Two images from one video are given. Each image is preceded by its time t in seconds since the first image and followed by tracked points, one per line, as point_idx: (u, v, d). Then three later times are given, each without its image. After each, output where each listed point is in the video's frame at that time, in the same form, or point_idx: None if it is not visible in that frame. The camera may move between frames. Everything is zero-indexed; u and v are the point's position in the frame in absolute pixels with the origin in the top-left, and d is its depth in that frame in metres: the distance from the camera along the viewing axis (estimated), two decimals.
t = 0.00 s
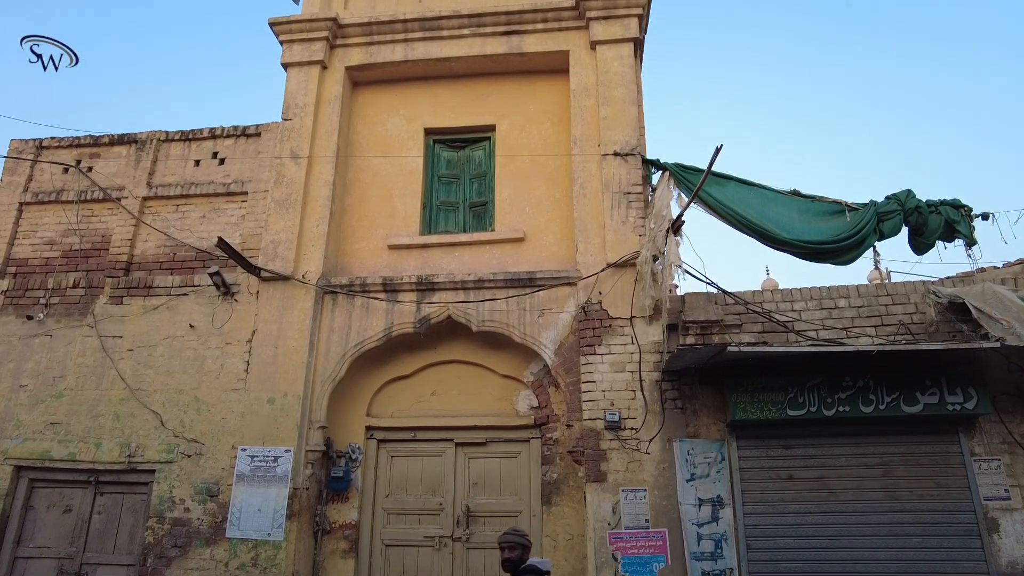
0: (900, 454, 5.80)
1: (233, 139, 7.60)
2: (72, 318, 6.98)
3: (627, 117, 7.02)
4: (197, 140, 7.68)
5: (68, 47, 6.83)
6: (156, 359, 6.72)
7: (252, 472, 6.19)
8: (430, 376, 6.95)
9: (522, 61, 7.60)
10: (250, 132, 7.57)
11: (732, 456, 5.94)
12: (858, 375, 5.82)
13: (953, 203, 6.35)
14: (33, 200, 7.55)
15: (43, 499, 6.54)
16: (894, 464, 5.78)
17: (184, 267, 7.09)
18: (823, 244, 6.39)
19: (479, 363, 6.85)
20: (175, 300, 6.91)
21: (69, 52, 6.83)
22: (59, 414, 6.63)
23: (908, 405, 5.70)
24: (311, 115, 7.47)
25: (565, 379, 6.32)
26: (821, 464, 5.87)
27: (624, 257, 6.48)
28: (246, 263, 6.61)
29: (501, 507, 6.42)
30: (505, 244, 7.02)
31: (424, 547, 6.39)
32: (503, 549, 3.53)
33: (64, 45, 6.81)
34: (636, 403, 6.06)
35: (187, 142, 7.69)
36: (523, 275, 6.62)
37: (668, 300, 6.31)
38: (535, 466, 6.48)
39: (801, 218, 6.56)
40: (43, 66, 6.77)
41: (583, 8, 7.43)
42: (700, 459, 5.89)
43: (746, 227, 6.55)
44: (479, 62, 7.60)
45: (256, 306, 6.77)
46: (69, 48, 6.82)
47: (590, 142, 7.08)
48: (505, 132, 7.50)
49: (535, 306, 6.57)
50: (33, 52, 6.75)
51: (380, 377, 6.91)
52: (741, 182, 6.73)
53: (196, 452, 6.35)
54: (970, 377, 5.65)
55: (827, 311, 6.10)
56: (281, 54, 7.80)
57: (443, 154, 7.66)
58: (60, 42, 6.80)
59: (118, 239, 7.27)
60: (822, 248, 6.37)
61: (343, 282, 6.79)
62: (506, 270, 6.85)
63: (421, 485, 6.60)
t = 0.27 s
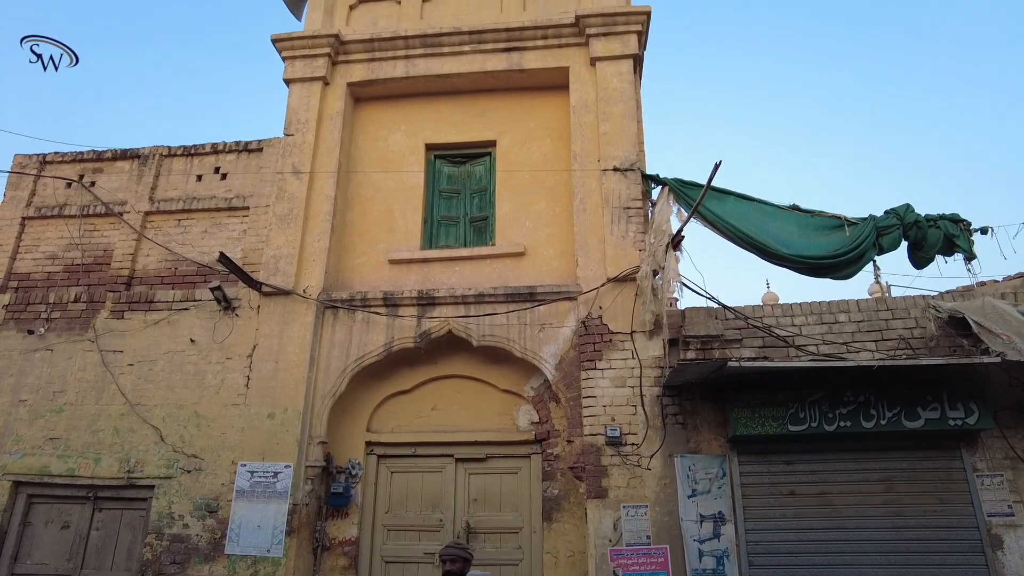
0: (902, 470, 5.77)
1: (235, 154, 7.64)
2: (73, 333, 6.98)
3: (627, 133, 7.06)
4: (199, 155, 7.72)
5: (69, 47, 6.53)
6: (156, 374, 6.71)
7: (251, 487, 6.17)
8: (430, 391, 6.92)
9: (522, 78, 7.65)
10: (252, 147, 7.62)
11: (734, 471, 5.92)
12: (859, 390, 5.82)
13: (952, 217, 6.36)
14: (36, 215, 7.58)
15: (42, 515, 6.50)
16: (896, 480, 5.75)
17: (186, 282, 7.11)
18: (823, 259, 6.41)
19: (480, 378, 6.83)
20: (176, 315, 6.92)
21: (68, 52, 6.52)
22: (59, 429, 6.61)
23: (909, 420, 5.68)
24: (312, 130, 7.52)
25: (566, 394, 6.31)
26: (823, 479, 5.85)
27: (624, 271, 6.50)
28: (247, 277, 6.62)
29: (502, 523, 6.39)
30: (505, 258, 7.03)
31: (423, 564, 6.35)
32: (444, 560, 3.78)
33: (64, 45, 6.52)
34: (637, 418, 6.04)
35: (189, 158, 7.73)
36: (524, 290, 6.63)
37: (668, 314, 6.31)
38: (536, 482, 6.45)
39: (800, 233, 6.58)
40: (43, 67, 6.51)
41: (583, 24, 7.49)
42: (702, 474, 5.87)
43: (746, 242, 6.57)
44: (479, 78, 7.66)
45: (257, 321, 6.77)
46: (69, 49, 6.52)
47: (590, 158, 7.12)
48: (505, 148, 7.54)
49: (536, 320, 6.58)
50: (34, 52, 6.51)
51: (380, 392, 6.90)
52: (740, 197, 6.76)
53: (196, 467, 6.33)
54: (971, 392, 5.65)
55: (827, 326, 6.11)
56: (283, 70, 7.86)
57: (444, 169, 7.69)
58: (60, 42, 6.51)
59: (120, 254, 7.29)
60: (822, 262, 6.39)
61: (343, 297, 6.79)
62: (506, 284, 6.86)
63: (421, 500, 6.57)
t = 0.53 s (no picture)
0: (905, 492, 5.73)
1: (237, 175, 7.68)
2: (72, 353, 6.97)
3: (626, 154, 7.11)
4: (202, 176, 7.77)
5: (69, 47, 6.40)
6: (155, 394, 6.69)
7: (250, 509, 6.11)
8: (430, 412, 6.89)
9: (523, 100, 7.73)
10: (254, 168, 7.67)
11: (735, 493, 5.88)
12: (861, 411, 5.79)
13: (951, 237, 6.38)
14: (38, 235, 7.61)
15: (37, 537, 6.44)
16: (900, 502, 5.71)
17: (186, 302, 7.11)
18: (823, 279, 6.42)
19: (480, 399, 6.80)
20: (176, 335, 6.92)
21: (68, 52, 6.38)
22: (57, 450, 6.57)
23: (911, 441, 5.65)
24: (314, 152, 7.58)
25: (567, 415, 6.28)
26: (826, 501, 5.81)
27: (624, 291, 6.51)
28: (248, 298, 6.63)
29: (502, 546, 6.33)
30: (506, 279, 7.04)
31: None
32: None
33: (65, 45, 6.39)
34: (638, 439, 6.01)
35: (191, 179, 7.77)
36: (524, 310, 6.63)
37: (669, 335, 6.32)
38: (536, 504, 6.40)
39: (800, 253, 6.60)
40: (43, 67, 6.29)
41: (583, 48, 7.59)
42: (704, 496, 5.83)
43: (746, 262, 6.60)
44: (480, 100, 7.74)
45: (257, 341, 6.77)
46: (69, 48, 6.38)
47: (590, 179, 7.16)
48: (506, 169, 7.60)
49: (536, 341, 6.57)
50: (33, 52, 6.33)
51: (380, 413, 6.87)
52: (740, 218, 6.80)
53: (194, 488, 6.28)
54: (973, 413, 5.62)
55: (827, 346, 6.11)
56: (286, 93, 7.94)
57: (445, 190, 7.74)
58: (60, 42, 6.38)
59: (121, 274, 7.31)
60: (821, 282, 6.42)
61: (344, 317, 6.79)
62: (507, 304, 6.86)
63: (421, 523, 6.52)
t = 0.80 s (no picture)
0: (909, 514, 5.69)
1: (240, 196, 7.73)
2: (72, 372, 6.96)
3: (626, 175, 7.16)
4: (204, 196, 7.81)
5: (70, 47, 6.42)
6: (155, 414, 6.67)
7: (248, 531, 6.06)
8: (430, 433, 6.85)
9: (523, 122, 7.80)
10: (256, 189, 7.72)
11: (738, 515, 5.84)
12: (863, 432, 5.76)
13: (950, 257, 6.41)
14: (40, 254, 7.63)
15: (33, 559, 6.36)
16: (904, 524, 5.66)
17: (187, 322, 7.12)
18: (823, 298, 6.43)
19: (480, 419, 6.77)
20: (177, 355, 6.91)
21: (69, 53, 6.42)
22: (55, 470, 6.53)
23: (914, 462, 5.62)
24: (316, 172, 7.63)
25: (567, 436, 6.25)
26: (829, 523, 5.76)
27: (625, 311, 6.51)
28: (249, 318, 6.63)
29: (502, 569, 6.27)
30: (506, 298, 7.05)
31: None
32: None
33: (65, 46, 6.40)
34: (639, 460, 5.98)
35: (194, 199, 7.82)
36: (525, 329, 6.64)
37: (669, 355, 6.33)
38: (537, 526, 6.35)
39: (800, 273, 6.62)
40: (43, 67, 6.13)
41: (583, 70, 7.67)
42: (706, 518, 5.78)
43: (746, 281, 6.62)
44: (481, 122, 7.81)
45: (258, 361, 6.76)
46: (70, 48, 6.40)
47: (590, 199, 7.20)
48: (507, 190, 7.64)
49: (537, 361, 6.56)
50: (33, 52, 6.27)
51: (379, 434, 6.82)
52: (739, 238, 6.83)
53: (192, 509, 6.23)
54: (976, 434, 5.60)
55: (828, 367, 6.10)
56: (289, 114, 8.01)
57: (446, 210, 7.77)
58: (60, 42, 6.40)
59: (122, 293, 7.32)
60: (822, 301, 6.41)
61: (345, 337, 6.79)
62: (507, 324, 6.87)
63: (421, 545, 6.46)
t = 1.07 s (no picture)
0: (912, 535, 5.66)
1: (242, 215, 7.77)
2: (72, 391, 6.95)
3: (626, 195, 7.21)
4: (206, 215, 7.85)
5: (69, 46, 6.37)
6: (155, 434, 6.64)
7: (247, 551, 6.01)
8: (430, 453, 6.81)
9: (524, 142, 7.87)
10: (258, 208, 7.76)
11: (740, 535, 5.81)
12: (864, 451, 5.74)
13: (949, 275, 6.43)
14: (42, 273, 7.65)
15: None
16: (907, 545, 5.63)
17: (188, 340, 7.12)
18: (823, 317, 6.45)
19: (481, 439, 6.74)
20: (177, 374, 6.91)
21: (69, 52, 6.35)
22: (53, 490, 6.50)
23: (916, 482, 5.60)
24: (318, 192, 7.68)
25: (568, 456, 6.23)
26: (832, 544, 5.73)
27: (625, 330, 6.52)
28: (249, 337, 6.63)
29: None
30: (507, 317, 7.06)
31: None
32: None
33: (65, 47, 6.32)
34: (641, 480, 5.95)
35: (196, 218, 7.86)
36: (525, 349, 6.64)
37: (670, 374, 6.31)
38: (538, 547, 6.31)
39: (800, 291, 6.65)
40: (43, 67, 6.07)
41: (582, 91, 7.75)
42: (708, 539, 5.75)
43: (746, 300, 6.64)
44: (482, 142, 7.87)
45: (258, 380, 6.75)
46: (69, 48, 6.34)
47: (590, 219, 7.24)
48: (507, 209, 7.69)
49: (537, 380, 6.56)
50: (33, 52, 6.21)
51: (379, 453, 6.79)
52: (739, 257, 6.87)
53: (191, 530, 6.19)
54: (978, 454, 5.59)
55: (829, 386, 6.09)
56: (291, 134, 8.08)
57: (447, 229, 7.80)
58: (60, 42, 6.35)
59: (123, 312, 7.33)
60: (822, 320, 6.44)
61: (345, 356, 6.79)
62: (508, 343, 6.87)
63: (421, 566, 6.42)
